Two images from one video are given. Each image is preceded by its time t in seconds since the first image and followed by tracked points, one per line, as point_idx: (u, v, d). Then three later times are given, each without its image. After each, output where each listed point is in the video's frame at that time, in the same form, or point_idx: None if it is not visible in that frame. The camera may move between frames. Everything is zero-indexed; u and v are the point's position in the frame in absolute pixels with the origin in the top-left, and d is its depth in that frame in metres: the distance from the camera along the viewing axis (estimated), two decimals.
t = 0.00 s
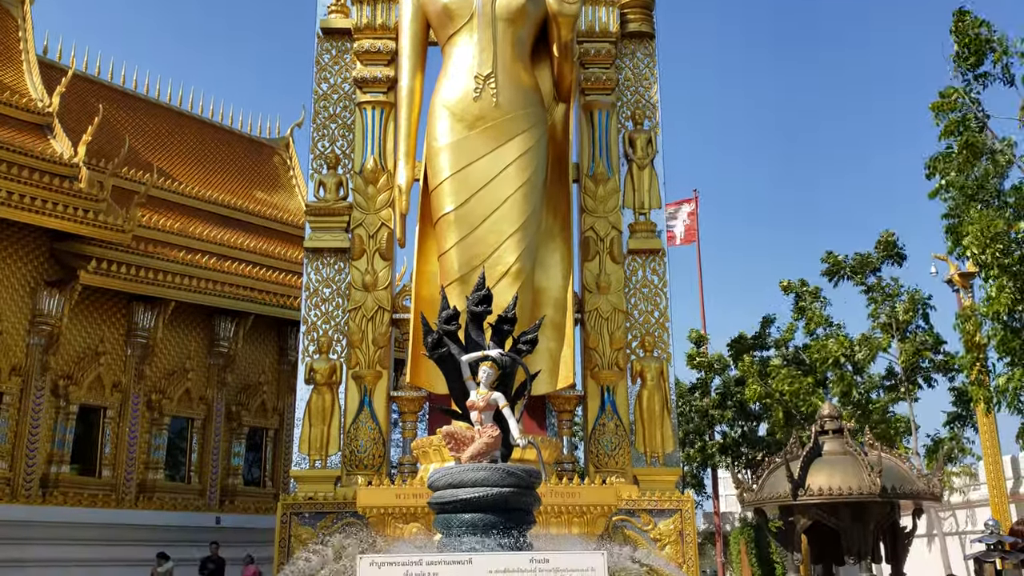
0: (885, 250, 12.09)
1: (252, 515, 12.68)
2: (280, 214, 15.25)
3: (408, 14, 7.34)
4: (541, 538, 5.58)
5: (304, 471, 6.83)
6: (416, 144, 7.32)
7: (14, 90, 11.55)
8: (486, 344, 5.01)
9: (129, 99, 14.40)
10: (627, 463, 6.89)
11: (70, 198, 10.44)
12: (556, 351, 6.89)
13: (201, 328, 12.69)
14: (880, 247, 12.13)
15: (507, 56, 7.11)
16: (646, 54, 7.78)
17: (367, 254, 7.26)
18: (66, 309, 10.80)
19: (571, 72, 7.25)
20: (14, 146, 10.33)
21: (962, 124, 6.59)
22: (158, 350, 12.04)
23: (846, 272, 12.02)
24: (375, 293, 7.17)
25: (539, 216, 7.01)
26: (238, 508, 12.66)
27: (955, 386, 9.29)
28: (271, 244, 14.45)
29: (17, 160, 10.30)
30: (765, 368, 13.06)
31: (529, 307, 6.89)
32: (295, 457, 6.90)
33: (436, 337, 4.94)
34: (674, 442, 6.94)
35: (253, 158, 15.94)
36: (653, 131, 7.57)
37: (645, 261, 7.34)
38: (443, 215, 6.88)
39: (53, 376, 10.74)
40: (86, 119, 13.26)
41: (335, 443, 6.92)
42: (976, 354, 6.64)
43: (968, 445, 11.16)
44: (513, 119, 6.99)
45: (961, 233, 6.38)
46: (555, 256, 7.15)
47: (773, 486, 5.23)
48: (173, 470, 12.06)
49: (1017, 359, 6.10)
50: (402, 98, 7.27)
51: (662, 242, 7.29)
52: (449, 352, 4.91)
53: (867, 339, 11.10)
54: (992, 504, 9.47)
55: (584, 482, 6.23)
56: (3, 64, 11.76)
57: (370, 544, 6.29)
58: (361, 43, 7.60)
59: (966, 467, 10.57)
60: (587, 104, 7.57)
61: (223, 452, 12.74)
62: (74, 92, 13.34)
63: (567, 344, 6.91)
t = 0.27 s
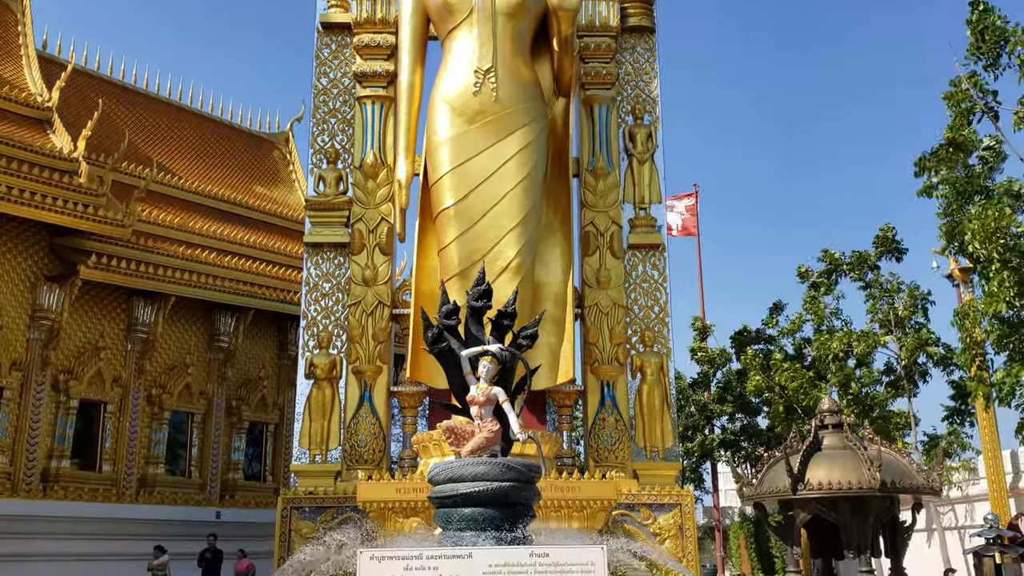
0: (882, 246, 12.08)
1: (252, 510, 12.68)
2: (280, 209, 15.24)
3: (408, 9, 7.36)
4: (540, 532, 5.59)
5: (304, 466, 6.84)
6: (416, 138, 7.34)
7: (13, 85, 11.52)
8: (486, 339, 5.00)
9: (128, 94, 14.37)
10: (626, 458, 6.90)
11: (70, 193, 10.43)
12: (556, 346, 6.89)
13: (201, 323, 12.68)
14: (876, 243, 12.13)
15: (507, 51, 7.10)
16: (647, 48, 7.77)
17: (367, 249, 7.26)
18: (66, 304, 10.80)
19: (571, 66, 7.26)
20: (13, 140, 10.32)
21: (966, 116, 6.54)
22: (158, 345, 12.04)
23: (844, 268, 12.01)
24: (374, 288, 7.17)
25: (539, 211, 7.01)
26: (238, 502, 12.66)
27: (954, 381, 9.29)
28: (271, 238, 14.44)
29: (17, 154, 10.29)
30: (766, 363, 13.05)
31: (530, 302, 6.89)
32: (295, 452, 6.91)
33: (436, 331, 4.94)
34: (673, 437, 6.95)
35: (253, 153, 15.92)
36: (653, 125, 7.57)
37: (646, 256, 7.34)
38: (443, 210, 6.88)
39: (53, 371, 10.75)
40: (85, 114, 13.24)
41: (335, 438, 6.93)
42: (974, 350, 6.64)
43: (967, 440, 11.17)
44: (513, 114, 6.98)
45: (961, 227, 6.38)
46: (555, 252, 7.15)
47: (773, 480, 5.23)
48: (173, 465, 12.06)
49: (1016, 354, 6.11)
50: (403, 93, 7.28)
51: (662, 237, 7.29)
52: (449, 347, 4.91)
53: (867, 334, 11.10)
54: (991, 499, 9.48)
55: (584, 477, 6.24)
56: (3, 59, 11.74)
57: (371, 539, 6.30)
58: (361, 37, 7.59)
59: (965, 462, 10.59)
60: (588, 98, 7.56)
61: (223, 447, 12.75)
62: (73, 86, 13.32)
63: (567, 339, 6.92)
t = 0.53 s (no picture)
0: (876, 240, 12.08)
1: (252, 501, 12.70)
2: (279, 201, 15.22)
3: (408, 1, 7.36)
4: (540, 524, 5.61)
5: (304, 458, 6.85)
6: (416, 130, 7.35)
7: (12, 77, 11.50)
8: (486, 332, 5.00)
9: (128, 86, 14.34)
10: (626, 450, 6.92)
11: (69, 185, 10.42)
12: (556, 339, 6.90)
13: (201, 316, 12.69)
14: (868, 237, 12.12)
15: (507, 43, 7.10)
16: (647, 40, 7.77)
17: (367, 241, 7.26)
18: (66, 297, 10.81)
19: (571, 58, 7.25)
20: (13, 132, 10.30)
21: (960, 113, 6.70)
22: (158, 337, 12.04)
23: (841, 263, 12.00)
24: (375, 280, 7.17)
25: (539, 204, 7.00)
26: (238, 494, 12.68)
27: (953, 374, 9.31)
28: (270, 231, 14.43)
29: (16, 146, 10.28)
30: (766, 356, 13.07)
31: (529, 294, 6.89)
32: (295, 444, 6.92)
33: (436, 324, 4.94)
34: (673, 429, 6.96)
35: (252, 145, 15.90)
36: (653, 117, 7.56)
37: (646, 249, 7.34)
38: (442, 203, 6.88)
39: (54, 363, 10.76)
40: (84, 106, 13.22)
41: (336, 430, 6.94)
42: (971, 343, 6.64)
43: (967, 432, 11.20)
44: (513, 106, 6.98)
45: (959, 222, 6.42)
46: (555, 244, 7.15)
47: (772, 472, 5.24)
48: (173, 457, 12.07)
49: (1014, 346, 6.14)
50: (403, 85, 7.29)
51: (662, 230, 7.29)
52: (449, 340, 4.91)
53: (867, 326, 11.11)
54: (990, 491, 9.52)
55: (584, 469, 6.25)
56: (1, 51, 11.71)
57: (371, 531, 6.31)
58: (360, 29, 7.58)
59: (965, 454, 10.62)
60: (588, 90, 7.55)
61: (224, 439, 12.76)
62: (72, 79, 13.29)
63: (567, 331, 6.92)
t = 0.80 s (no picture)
0: (870, 232, 12.07)
1: (253, 492, 12.73)
2: (278, 193, 15.20)
3: None
4: (539, 515, 5.62)
5: (304, 450, 6.86)
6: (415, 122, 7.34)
7: (10, 68, 11.47)
8: (486, 323, 5.00)
9: (127, 78, 14.31)
10: (626, 441, 6.93)
11: (69, 176, 10.42)
12: (555, 331, 6.90)
13: (200, 307, 12.69)
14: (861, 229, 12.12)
15: (507, 34, 7.08)
16: (647, 32, 7.76)
17: (367, 233, 7.25)
18: (66, 289, 10.81)
19: (571, 49, 7.24)
20: (12, 124, 10.29)
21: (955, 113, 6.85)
22: (158, 328, 12.05)
23: (836, 255, 11.99)
24: (374, 272, 7.17)
25: (538, 196, 7.00)
26: (239, 485, 12.69)
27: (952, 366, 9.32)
28: (270, 223, 14.41)
29: (16, 138, 10.26)
30: (765, 348, 13.09)
31: (529, 286, 6.89)
32: (295, 436, 6.92)
33: (436, 316, 4.93)
34: (672, 421, 6.97)
35: (251, 137, 15.87)
36: (653, 109, 7.55)
37: (645, 241, 7.35)
38: (442, 194, 6.87)
39: (54, 355, 10.76)
40: (83, 98, 13.19)
41: (336, 422, 6.95)
42: (968, 336, 6.65)
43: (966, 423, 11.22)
44: (513, 97, 6.96)
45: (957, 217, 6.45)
46: (555, 236, 7.15)
47: (772, 463, 5.22)
48: (173, 449, 12.09)
49: (1011, 338, 6.15)
50: (402, 76, 7.28)
51: (662, 222, 7.29)
52: (449, 332, 4.91)
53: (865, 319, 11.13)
54: (990, 482, 9.55)
55: (584, 460, 6.26)
56: None
57: (372, 522, 6.33)
58: (360, 21, 7.57)
59: (964, 445, 10.64)
60: (588, 82, 7.54)
61: (224, 430, 12.78)
62: (71, 70, 13.25)
63: (567, 323, 6.93)
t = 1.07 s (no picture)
0: (870, 227, 12.05)
1: (253, 488, 12.73)
2: (278, 188, 15.18)
3: None
4: (539, 510, 5.63)
5: (305, 445, 6.87)
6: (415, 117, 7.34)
7: (10, 63, 11.45)
8: (486, 319, 4.99)
9: (127, 73, 14.29)
10: (626, 437, 6.94)
11: (69, 171, 10.41)
12: (556, 327, 6.90)
13: (200, 303, 12.68)
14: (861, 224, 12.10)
15: (507, 29, 7.08)
16: (647, 27, 7.75)
17: (367, 229, 7.25)
18: (66, 284, 10.81)
19: (571, 44, 7.23)
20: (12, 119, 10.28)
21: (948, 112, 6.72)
22: (158, 324, 12.05)
23: (836, 250, 11.97)
24: (375, 268, 7.17)
25: (539, 191, 6.99)
26: (239, 481, 12.70)
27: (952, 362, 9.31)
28: (270, 218, 14.40)
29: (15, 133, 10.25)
30: (765, 344, 13.08)
31: (529, 282, 6.89)
32: (296, 431, 6.93)
33: (436, 311, 4.93)
34: (672, 416, 6.98)
35: (251, 132, 15.85)
36: (654, 104, 7.54)
37: (646, 236, 7.34)
38: (442, 189, 6.87)
39: (54, 350, 10.77)
40: (83, 93, 13.17)
41: (336, 417, 6.96)
42: (968, 332, 6.64)
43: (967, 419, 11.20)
44: (513, 92, 6.96)
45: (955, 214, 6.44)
46: (555, 232, 7.14)
47: (772, 458, 5.22)
48: (173, 444, 12.09)
49: (1011, 334, 6.14)
50: (402, 71, 7.28)
51: (662, 217, 7.29)
52: (449, 327, 4.90)
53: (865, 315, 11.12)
54: (990, 477, 9.53)
55: (584, 455, 6.26)
56: None
57: (372, 517, 6.33)
58: (360, 16, 7.56)
59: (964, 441, 10.62)
60: (588, 77, 7.53)
61: (224, 426, 12.78)
62: (70, 65, 13.24)
63: (567, 319, 6.93)
